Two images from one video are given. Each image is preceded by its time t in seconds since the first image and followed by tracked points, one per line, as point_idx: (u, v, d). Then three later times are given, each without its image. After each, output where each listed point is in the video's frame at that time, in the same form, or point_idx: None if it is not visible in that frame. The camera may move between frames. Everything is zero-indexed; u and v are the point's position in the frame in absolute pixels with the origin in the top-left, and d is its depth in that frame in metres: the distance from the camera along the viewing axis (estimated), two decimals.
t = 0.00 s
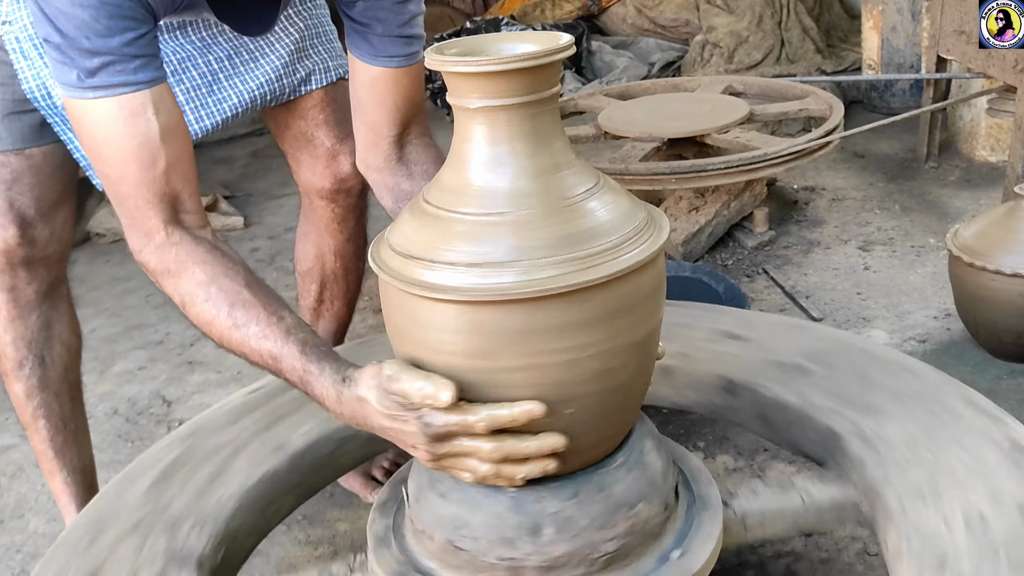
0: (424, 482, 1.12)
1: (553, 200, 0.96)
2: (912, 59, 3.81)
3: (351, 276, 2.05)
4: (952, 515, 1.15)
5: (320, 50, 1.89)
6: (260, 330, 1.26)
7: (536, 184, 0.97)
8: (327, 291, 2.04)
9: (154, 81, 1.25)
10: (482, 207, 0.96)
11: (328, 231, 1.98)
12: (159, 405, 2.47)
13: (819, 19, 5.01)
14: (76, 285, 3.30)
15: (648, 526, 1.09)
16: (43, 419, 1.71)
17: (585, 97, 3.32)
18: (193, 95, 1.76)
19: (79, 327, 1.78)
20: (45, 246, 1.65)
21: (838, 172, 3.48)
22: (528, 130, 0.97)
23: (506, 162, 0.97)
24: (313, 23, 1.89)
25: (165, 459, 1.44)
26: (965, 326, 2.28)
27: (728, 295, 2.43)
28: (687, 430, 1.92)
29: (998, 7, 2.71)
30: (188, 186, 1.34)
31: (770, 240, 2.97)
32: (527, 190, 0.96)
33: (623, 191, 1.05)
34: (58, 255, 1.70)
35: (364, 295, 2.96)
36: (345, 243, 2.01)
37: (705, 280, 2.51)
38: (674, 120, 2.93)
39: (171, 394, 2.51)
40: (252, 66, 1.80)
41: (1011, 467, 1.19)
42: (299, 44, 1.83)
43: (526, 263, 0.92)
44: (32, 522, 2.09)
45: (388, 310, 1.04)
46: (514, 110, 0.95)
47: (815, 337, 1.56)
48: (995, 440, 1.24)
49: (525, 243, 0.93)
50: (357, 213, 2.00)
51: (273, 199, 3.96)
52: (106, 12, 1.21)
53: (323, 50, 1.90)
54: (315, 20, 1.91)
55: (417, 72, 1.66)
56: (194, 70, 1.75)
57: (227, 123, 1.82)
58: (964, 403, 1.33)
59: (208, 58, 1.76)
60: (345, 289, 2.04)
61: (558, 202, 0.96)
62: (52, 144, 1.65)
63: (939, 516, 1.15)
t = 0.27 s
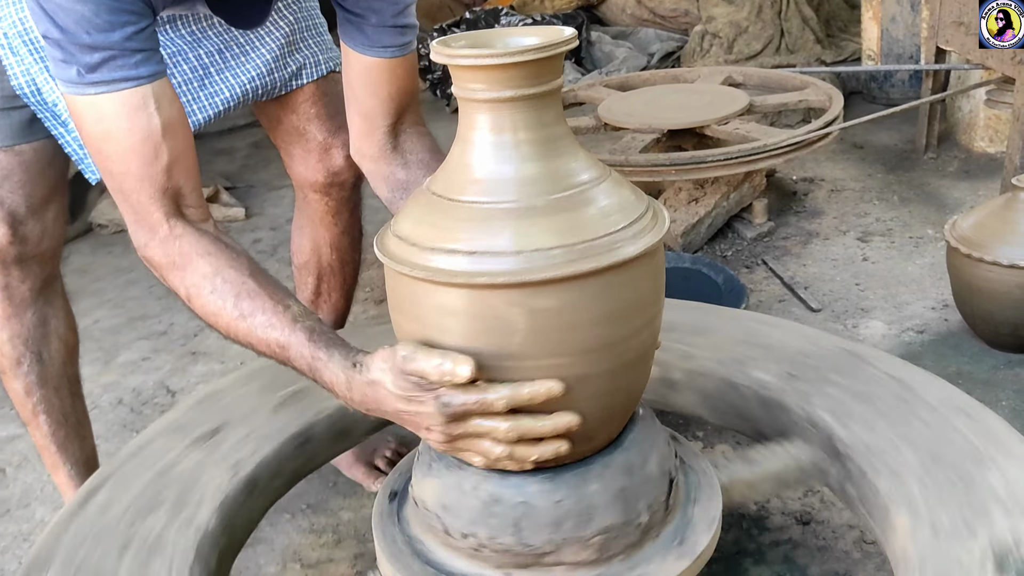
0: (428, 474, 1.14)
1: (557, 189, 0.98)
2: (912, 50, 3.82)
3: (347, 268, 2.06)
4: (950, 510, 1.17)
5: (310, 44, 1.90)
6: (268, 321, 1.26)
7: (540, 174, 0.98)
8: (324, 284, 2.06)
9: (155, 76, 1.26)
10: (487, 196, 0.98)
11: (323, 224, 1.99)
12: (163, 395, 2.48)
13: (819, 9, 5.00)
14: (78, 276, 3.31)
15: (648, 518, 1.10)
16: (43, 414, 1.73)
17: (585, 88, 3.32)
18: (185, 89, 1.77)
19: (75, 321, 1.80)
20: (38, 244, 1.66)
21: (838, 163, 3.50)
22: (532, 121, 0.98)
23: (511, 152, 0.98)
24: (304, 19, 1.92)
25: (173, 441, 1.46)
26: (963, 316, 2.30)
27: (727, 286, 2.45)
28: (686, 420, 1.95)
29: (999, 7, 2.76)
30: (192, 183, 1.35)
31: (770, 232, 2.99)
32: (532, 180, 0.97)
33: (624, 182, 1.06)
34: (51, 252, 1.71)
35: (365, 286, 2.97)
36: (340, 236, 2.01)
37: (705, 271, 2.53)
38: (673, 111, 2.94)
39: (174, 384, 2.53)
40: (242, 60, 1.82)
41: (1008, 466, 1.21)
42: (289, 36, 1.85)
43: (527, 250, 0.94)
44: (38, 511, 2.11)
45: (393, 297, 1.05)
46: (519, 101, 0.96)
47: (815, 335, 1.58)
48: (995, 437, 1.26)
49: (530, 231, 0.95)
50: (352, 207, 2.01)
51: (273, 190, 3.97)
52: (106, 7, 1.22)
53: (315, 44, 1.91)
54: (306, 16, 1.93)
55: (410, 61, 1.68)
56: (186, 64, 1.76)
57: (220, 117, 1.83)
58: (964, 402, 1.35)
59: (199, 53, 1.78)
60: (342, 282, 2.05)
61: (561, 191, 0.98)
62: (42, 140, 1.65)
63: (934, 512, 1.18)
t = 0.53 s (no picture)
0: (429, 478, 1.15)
1: (528, 184, 0.98)
2: (915, 47, 3.81)
3: (345, 267, 2.08)
4: (944, 503, 1.18)
5: (300, 43, 1.89)
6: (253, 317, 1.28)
7: (510, 172, 0.98)
8: (322, 284, 2.06)
9: (140, 79, 1.26)
10: (459, 199, 0.98)
11: (319, 224, 2.01)
12: (165, 392, 2.50)
13: (822, 6, 4.99)
14: (81, 274, 3.33)
15: (649, 516, 1.11)
16: (38, 418, 1.74)
17: (587, 86, 3.32)
18: (175, 92, 1.80)
19: (66, 324, 1.81)
20: (25, 249, 1.67)
21: (840, 160, 3.50)
22: (492, 122, 0.99)
23: (477, 154, 0.99)
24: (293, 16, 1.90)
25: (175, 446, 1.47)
26: (963, 315, 2.30)
27: (728, 284, 2.45)
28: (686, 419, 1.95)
29: (998, 7, 2.73)
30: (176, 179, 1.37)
31: (771, 230, 2.99)
32: (502, 178, 0.98)
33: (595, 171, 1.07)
34: (40, 256, 1.72)
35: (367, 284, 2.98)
36: (336, 236, 2.03)
37: (706, 270, 2.53)
38: (675, 109, 2.94)
39: (176, 382, 2.54)
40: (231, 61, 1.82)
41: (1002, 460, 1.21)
42: (278, 37, 1.85)
43: (512, 244, 0.94)
44: (41, 508, 2.13)
45: (378, 311, 1.06)
46: (476, 104, 0.97)
47: (803, 335, 1.60)
48: (987, 433, 1.27)
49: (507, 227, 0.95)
50: (348, 206, 2.02)
51: (276, 188, 3.98)
52: (93, 11, 1.21)
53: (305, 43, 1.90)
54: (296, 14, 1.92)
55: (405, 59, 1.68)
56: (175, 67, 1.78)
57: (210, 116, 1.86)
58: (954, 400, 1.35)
59: (188, 54, 1.79)
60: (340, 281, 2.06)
61: (533, 185, 0.98)
62: (30, 144, 1.66)
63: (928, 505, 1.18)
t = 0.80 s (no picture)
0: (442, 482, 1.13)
1: (531, 115, 0.93)
2: (925, 53, 3.80)
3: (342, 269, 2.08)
4: (956, 506, 1.17)
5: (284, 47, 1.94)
6: (228, 254, 1.16)
7: (513, 100, 0.93)
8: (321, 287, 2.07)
9: (103, 4, 1.23)
10: (457, 124, 0.93)
11: (314, 228, 2.00)
12: (176, 398, 2.51)
13: (832, 12, 4.99)
14: (93, 279, 3.35)
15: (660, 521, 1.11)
16: (39, 429, 1.76)
17: (596, 93, 3.33)
18: (162, 101, 1.81)
19: (61, 336, 1.83)
20: (13, 261, 1.68)
21: (850, 167, 3.49)
22: (501, 46, 0.93)
23: (481, 77, 0.93)
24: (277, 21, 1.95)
25: (179, 450, 1.48)
26: (974, 322, 2.29)
27: (739, 292, 2.45)
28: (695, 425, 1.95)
29: (998, 7, 2.79)
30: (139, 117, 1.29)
31: (781, 236, 2.99)
32: (504, 107, 0.93)
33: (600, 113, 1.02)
34: (28, 268, 1.72)
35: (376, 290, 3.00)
36: (332, 238, 2.03)
37: (716, 276, 2.53)
38: (684, 115, 2.95)
39: (187, 387, 2.56)
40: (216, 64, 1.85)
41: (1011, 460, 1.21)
42: (263, 41, 1.89)
43: (503, 172, 0.90)
44: (52, 513, 2.14)
45: (363, 235, 1.01)
46: (485, 24, 0.92)
47: (810, 329, 1.60)
48: (997, 433, 1.26)
49: (503, 157, 0.91)
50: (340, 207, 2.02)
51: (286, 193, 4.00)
52: None
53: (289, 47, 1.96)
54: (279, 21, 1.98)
55: (354, 7, 1.62)
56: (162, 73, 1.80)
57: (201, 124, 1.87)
58: (959, 393, 1.36)
59: (174, 60, 1.81)
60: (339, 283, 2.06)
61: (536, 116, 0.94)
62: (12, 158, 1.66)
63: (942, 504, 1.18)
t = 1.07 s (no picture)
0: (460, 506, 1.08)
1: None
2: (948, 78, 3.80)
3: (342, 290, 2.08)
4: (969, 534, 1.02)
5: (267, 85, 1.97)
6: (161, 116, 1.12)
7: None
8: (323, 311, 2.07)
9: None
10: None
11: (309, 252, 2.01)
12: (200, 419, 2.55)
13: (854, 36, 5.00)
14: (120, 300, 3.41)
15: (681, 556, 1.05)
16: (54, 460, 1.76)
17: (618, 117, 3.36)
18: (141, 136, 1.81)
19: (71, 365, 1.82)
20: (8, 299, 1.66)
21: (873, 191, 3.48)
22: None
23: None
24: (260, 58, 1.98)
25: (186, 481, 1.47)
26: (999, 349, 2.28)
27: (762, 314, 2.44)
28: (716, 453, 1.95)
29: (1006, 13, 3.04)
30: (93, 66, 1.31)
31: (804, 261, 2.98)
32: None
33: None
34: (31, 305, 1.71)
35: (398, 313, 3.02)
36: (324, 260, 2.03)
37: (738, 301, 2.53)
38: (705, 140, 2.96)
39: (211, 409, 2.59)
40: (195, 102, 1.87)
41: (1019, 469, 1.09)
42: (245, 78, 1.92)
43: None
44: (77, 533, 2.18)
45: None
46: None
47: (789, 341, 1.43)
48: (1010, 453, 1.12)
49: None
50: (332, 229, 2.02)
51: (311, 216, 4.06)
52: None
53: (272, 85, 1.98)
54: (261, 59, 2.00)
55: None
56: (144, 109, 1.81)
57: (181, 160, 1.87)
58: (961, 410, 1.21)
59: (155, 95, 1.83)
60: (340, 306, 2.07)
61: None
62: None
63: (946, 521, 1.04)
